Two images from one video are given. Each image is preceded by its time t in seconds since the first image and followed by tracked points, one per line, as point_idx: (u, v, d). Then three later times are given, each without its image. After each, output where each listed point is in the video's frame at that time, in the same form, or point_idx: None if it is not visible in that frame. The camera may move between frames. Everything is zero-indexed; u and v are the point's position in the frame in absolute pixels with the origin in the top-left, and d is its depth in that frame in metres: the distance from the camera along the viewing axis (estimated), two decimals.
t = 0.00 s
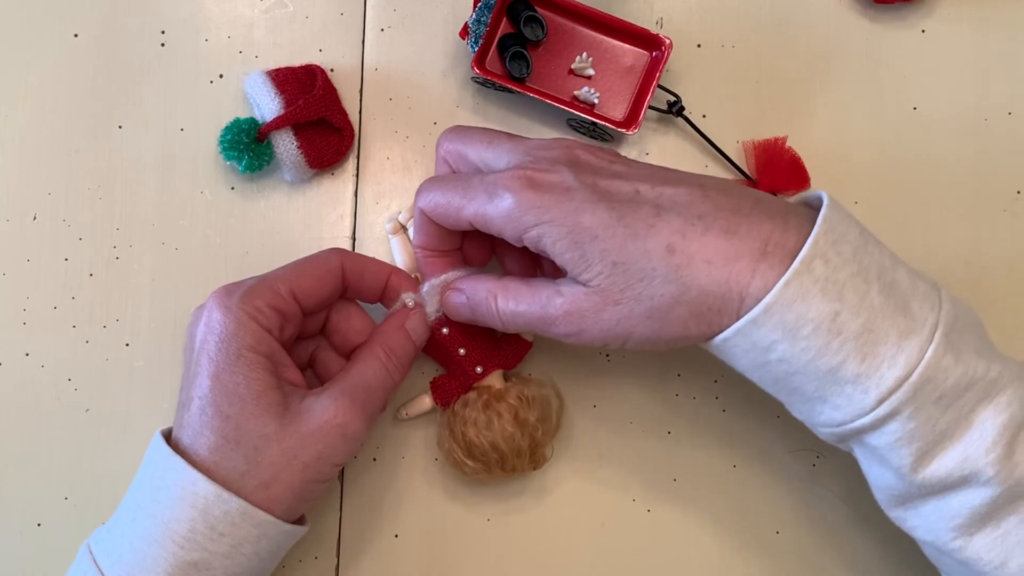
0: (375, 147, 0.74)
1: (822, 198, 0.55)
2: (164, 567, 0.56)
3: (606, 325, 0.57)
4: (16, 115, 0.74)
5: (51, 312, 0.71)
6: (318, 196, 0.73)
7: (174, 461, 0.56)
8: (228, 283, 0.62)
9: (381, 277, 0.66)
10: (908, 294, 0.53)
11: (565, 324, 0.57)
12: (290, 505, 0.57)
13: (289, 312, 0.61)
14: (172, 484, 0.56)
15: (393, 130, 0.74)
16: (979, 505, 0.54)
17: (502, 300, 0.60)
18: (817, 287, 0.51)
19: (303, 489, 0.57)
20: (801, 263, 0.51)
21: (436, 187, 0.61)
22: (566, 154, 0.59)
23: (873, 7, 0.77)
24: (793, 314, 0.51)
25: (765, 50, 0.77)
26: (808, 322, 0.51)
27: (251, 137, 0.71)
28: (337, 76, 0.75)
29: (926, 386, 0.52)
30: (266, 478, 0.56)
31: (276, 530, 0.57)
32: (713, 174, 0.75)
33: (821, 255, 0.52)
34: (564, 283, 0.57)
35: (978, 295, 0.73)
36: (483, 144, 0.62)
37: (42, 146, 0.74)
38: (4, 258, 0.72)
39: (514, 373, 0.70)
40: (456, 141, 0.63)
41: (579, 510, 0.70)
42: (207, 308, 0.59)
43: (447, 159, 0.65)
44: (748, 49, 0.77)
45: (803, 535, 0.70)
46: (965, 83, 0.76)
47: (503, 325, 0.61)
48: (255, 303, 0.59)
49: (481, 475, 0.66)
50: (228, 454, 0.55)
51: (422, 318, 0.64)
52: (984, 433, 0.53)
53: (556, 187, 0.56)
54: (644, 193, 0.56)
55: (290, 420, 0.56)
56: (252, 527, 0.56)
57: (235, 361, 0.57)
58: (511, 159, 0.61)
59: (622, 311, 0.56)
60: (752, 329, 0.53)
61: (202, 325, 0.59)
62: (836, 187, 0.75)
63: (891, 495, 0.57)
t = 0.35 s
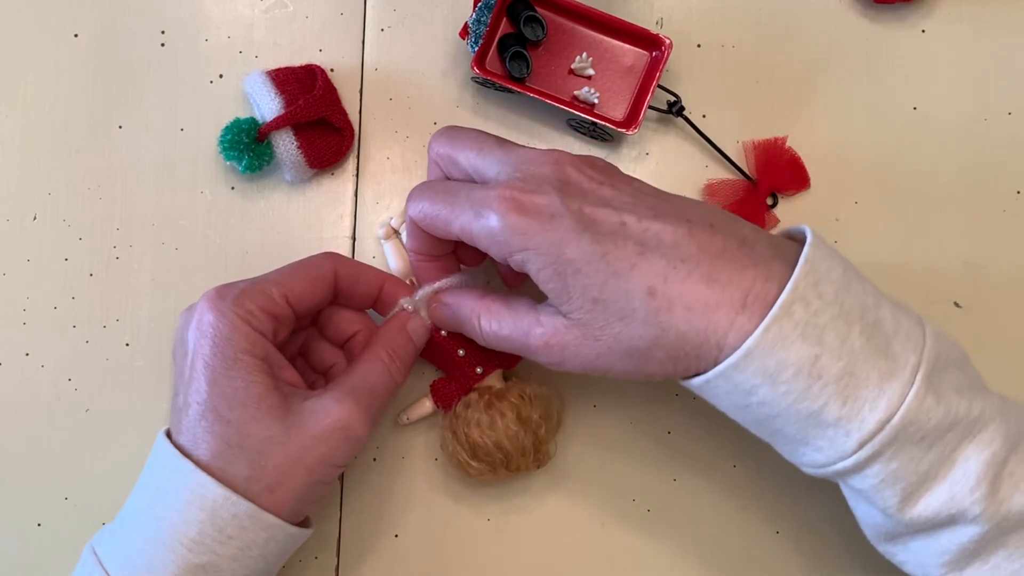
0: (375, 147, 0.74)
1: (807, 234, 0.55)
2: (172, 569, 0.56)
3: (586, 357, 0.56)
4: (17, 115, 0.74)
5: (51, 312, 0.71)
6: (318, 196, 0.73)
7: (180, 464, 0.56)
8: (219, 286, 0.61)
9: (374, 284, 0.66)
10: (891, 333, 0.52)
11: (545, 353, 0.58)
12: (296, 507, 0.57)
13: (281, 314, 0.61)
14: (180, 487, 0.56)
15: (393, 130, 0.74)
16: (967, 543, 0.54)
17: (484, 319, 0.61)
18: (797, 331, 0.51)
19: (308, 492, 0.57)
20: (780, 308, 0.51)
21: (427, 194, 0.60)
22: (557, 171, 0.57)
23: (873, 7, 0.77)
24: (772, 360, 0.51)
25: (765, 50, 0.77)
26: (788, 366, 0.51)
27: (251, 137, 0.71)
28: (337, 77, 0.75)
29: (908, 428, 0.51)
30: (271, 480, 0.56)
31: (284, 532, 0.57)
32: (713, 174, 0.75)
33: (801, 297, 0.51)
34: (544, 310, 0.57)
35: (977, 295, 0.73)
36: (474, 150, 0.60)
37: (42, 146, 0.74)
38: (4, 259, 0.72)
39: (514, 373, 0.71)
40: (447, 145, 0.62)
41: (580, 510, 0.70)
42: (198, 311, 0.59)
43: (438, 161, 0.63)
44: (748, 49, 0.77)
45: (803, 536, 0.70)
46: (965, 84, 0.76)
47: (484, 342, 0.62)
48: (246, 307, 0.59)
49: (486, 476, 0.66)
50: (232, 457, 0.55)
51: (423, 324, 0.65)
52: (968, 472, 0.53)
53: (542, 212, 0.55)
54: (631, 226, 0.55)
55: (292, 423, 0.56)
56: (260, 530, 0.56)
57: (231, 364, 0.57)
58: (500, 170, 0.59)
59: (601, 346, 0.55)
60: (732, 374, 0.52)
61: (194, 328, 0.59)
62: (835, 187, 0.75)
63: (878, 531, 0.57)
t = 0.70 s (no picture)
0: (374, 147, 0.74)
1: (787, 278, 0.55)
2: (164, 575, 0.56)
3: (565, 387, 0.56)
4: (17, 114, 0.74)
5: (52, 312, 0.71)
6: (318, 196, 0.73)
7: (173, 472, 0.56)
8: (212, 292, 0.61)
9: (371, 292, 0.66)
10: (873, 381, 0.52)
11: (529, 378, 0.58)
12: (290, 514, 0.57)
13: (275, 322, 0.61)
14: (172, 495, 0.56)
15: (393, 130, 0.74)
16: None
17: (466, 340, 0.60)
18: (778, 384, 0.50)
19: (302, 502, 0.57)
20: (761, 361, 0.50)
21: (424, 202, 0.58)
22: (554, 198, 0.54)
23: (873, 7, 0.77)
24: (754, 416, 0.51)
25: (765, 50, 0.77)
26: (771, 420, 0.51)
27: (251, 138, 0.71)
28: (337, 77, 0.75)
29: (895, 476, 0.51)
30: (266, 491, 0.56)
31: (278, 540, 0.57)
32: (713, 174, 0.75)
33: (782, 348, 0.51)
34: (523, 333, 0.57)
35: (977, 296, 0.73)
36: (472, 160, 0.58)
37: (41, 146, 0.74)
38: (4, 259, 0.72)
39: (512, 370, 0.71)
40: (446, 152, 0.59)
41: (579, 511, 0.70)
42: (191, 319, 0.59)
43: (437, 164, 0.61)
44: (748, 49, 0.77)
45: (802, 536, 0.71)
46: (965, 83, 0.76)
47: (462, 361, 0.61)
48: (241, 314, 0.59)
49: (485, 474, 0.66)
50: (227, 467, 0.55)
51: (423, 325, 0.65)
52: (958, 514, 0.53)
53: (533, 243, 0.53)
54: (621, 269, 0.53)
55: (288, 433, 0.56)
56: (253, 540, 0.56)
57: (224, 373, 0.57)
58: (496, 189, 0.56)
59: (580, 385, 0.56)
60: (717, 430, 0.52)
61: (186, 335, 0.59)
62: (835, 187, 0.75)
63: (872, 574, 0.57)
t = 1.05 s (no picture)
0: (375, 147, 0.74)
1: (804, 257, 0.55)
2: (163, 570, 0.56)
3: (581, 363, 0.57)
4: (17, 114, 0.74)
5: (51, 312, 0.71)
6: (318, 196, 0.73)
7: (175, 467, 0.56)
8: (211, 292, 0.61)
9: (369, 291, 0.66)
10: (891, 354, 0.53)
11: (543, 358, 0.58)
12: (288, 510, 0.57)
13: (273, 322, 0.61)
14: (175, 490, 0.56)
15: (393, 130, 0.74)
16: (971, 563, 0.54)
17: (477, 326, 0.60)
18: (800, 353, 0.51)
19: (299, 499, 0.57)
20: (783, 330, 0.51)
21: (438, 192, 0.59)
22: (571, 178, 0.57)
23: (873, 7, 0.77)
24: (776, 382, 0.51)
25: (765, 50, 0.77)
26: (793, 388, 0.51)
27: (251, 137, 0.71)
28: (337, 77, 0.75)
29: (913, 448, 0.52)
30: (262, 488, 0.55)
31: (278, 536, 0.57)
32: (713, 174, 0.75)
33: (804, 318, 0.52)
34: (539, 313, 0.57)
35: (978, 297, 0.73)
36: (485, 155, 0.60)
37: (42, 145, 0.74)
38: (4, 258, 0.72)
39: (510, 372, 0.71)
40: (458, 150, 0.61)
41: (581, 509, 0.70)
42: (189, 319, 0.59)
43: (447, 165, 0.63)
44: (748, 49, 0.77)
45: (803, 536, 0.70)
46: (965, 83, 0.76)
47: (470, 351, 0.61)
48: (237, 314, 0.59)
49: (485, 477, 0.66)
50: (224, 464, 0.55)
51: (418, 325, 0.65)
52: (972, 491, 0.53)
53: (553, 216, 0.54)
54: (641, 239, 0.55)
55: (283, 431, 0.56)
56: (253, 535, 0.56)
57: (222, 372, 0.57)
58: (511, 176, 0.58)
59: (601, 355, 0.56)
60: (738, 395, 0.52)
61: (186, 335, 0.59)
62: (836, 187, 0.75)
63: (884, 553, 0.57)
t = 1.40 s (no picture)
0: (375, 147, 0.74)
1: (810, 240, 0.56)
2: (157, 568, 0.56)
3: (590, 342, 0.56)
4: (17, 115, 0.74)
5: (51, 312, 0.71)
6: (318, 196, 0.73)
7: (171, 465, 0.56)
8: (213, 291, 0.62)
9: (370, 290, 0.66)
10: (897, 336, 0.53)
11: (552, 338, 0.57)
12: (282, 510, 0.57)
13: (273, 321, 0.61)
14: (170, 487, 0.56)
15: (393, 130, 0.74)
16: (972, 545, 0.53)
17: (481, 316, 0.59)
18: (808, 330, 0.51)
19: (293, 499, 0.57)
20: (792, 306, 0.51)
21: (445, 184, 0.60)
22: (578, 161, 0.58)
23: (873, 7, 0.77)
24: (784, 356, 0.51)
25: (765, 51, 0.77)
26: (800, 364, 0.51)
27: (251, 137, 0.71)
28: (337, 77, 0.75)
29: (918, 428, 0.52)
30: (255, 488, 0.56)
31: (271, 535, 0.57)
32: (713, 174, 0.75)
33: (812, 297, 0.52)
34: (547, 297, 0.57)
35: (978, 295, 0.73)
36: (491, 150, 0.62)
37: (42, 145, 0.74)
38: (4, 258, 0.72)
39: (508, 375, 0.71)
40: (464, 147, 0.63)
41: (581, 508, 0.70)
42: (190, 317, 0.59)
43: (453, 165, 0.64)
44: (748, 49, 0.77)
45: (803, 537, 0.70)
46: (964, 83, 0.76)
47: (474, 345, 0.61)
48: (236, 314, 0.59)
49: (483, 480, 0.66)
50: (218, 463, 0.56)
51: (416, 329, 0.64)
52: (976, 473, 0.53)
53: (563, 194, 0.55)
54: (649, 216, 0.56)
55: (277, 432, 0.56)
56: (246, 535, 0.56)
57: (220, 371, 0.57)
58: (518, 164, 0.60)
59: (609, 330, 0.55)
60: (745, 370, 0.53)
61: (187, 333, 0.59)
62: (836, 187, 0.75)
63: (885, 535, 0.57)
